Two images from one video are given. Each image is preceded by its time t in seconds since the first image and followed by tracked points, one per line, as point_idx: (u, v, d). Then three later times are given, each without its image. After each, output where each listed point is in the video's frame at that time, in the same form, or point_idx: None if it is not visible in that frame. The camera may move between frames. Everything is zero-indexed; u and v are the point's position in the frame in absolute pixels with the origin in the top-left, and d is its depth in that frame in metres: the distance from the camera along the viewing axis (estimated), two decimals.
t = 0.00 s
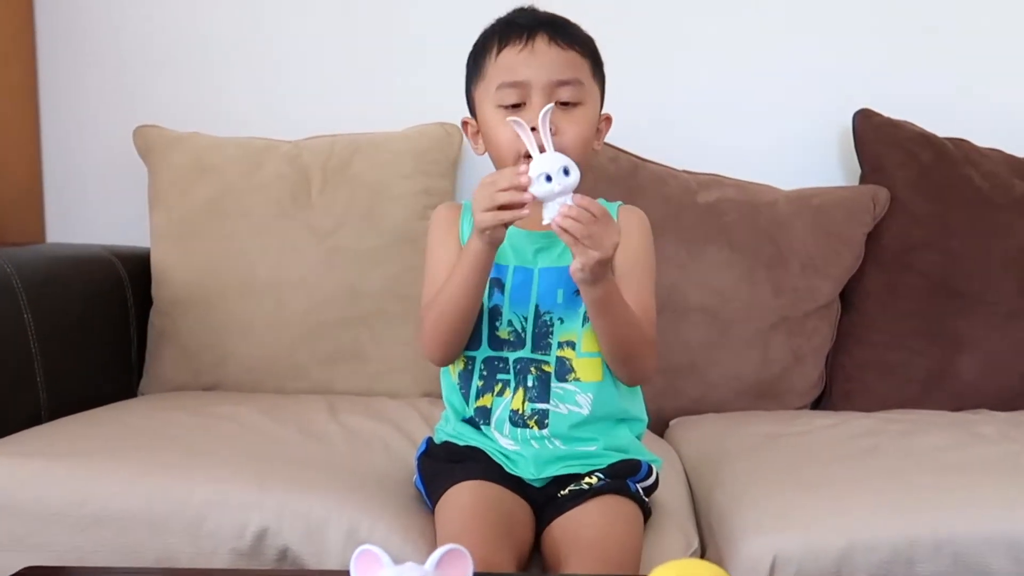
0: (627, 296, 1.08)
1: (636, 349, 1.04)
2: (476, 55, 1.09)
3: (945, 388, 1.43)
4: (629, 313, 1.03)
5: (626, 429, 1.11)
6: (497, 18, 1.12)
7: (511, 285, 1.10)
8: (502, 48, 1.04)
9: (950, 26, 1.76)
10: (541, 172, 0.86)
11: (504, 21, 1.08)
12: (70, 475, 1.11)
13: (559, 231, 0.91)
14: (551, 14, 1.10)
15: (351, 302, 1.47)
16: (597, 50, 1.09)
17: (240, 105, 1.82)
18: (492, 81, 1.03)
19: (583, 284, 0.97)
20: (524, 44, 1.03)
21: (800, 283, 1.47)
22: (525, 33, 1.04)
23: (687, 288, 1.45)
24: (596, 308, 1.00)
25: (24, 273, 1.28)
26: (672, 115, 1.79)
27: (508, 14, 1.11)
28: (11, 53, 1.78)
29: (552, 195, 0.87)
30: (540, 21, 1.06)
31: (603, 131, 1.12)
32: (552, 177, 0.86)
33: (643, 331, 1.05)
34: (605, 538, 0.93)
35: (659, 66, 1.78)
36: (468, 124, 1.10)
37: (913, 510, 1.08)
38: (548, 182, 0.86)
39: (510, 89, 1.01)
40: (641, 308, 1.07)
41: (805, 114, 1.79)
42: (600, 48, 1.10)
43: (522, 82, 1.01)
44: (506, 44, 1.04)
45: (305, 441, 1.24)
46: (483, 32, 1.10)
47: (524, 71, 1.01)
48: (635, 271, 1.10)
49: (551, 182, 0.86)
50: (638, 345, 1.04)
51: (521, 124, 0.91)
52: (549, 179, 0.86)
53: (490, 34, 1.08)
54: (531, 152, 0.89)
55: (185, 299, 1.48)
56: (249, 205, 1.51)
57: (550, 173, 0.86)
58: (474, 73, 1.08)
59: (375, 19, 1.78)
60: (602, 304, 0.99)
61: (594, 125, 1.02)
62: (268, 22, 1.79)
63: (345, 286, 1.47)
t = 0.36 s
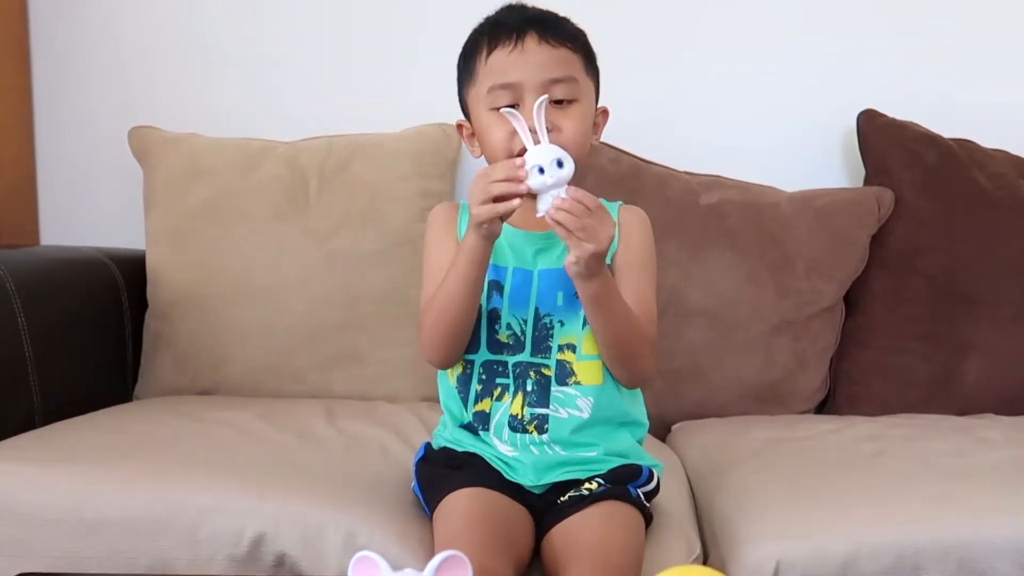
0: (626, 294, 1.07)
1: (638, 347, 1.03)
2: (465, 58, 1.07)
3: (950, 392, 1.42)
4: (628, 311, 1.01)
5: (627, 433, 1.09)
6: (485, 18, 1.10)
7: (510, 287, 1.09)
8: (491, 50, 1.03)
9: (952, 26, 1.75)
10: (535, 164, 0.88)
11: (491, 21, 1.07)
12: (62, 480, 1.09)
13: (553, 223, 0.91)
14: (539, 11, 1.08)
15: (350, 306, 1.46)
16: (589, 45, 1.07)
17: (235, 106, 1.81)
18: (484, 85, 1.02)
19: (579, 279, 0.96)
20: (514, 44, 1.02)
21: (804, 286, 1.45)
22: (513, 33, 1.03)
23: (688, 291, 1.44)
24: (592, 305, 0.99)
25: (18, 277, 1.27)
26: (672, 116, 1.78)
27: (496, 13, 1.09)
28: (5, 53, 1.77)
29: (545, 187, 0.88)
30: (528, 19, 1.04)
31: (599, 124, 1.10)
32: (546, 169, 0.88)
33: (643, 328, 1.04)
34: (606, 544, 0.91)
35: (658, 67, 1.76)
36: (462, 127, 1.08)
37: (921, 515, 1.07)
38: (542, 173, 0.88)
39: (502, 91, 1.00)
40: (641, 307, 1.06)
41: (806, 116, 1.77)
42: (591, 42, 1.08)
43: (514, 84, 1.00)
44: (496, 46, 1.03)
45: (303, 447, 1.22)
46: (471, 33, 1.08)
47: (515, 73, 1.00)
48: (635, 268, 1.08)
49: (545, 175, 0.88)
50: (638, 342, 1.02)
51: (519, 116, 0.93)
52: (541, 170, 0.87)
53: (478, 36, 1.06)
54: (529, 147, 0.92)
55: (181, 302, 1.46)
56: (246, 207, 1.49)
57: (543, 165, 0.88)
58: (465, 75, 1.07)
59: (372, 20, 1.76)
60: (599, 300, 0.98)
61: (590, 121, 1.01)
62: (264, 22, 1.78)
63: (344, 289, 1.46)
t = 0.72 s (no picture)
0: (624, 301, 1.05)
1: (636, 355, 1.01)
2: (463, 59, 1.05)
3: (956, 396, 1.40)
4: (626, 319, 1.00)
5: (627, 440, 1.07)
6: (483, 18, 1.08)
7: (508, 293, 1.07)
8: (489, 52, 1.01)
9: (954, 26, 1.73)
10: (535, 176, 0.87)
11: (490, 21, 1.05)
12: (55, 486, 1.07)
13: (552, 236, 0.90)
14: (539, 10, 1.06)
15: (348, 309, 1.44)
16: (590, 45, 1.05)
17: (231, 105, 1.79)
18: (482, 88, 1.00)
19: (576, 289, 0.95)
20: (512, 46, 1.00)
21: (808, 289, 1.44)
22: (512, 34, 1.01)
23: (690, 294, 1.42)
24: (589, 313, 0.97)
25: (10, 282, 1.25)
26: (673, 117, 1.76)
27: (495, 12, 1.07)
28: None
29: (545, 200, 0.87)
30: (527, 19, 1.02)
31: (600, 125, 1.09)
32: (546, 182, 0.87)
33: (641, 336, 1.02)
34: (608, 551, 0.89)
35: (659, 67, 1.75)
36: (460, 128, 1.07)
37: (928, 521, 1.05)
38: (542, 186, 0.87)
39: (500, 95, 0.99)
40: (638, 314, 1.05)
41: (809, 117, 1.76)
42: (592, 42, 1.07)
43: (512, 87, 0.98)
44: (494, 47, 1.01)
45: (300, 451, 1.21)
46: (470, 32, 1.06)
47: (514, 76, 0.98)
48: (636, 274, 1.07)
49: (545, 187, 0.87)
50: (636, 351, 1.01)
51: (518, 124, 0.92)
52: (542, 182, 0.87)
53: (476, 36, 1.04)
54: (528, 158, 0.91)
55: (177, 304, 1.45)
56: (243, 208, 1.48)
57: (543, 178, 0.87)
58: (463, 76, 1.05)
59: (370, 19, 1.75)
60: (596, 311, 0.97)
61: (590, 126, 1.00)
62: (261, 19, 1.77)
63: (342, 291, 1.44)
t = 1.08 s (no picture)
0: (622, 303, 1.04)
1: (634, 357, 1.00)
2: (467, 55, 1.04)
3: (960, 401, 1.39)
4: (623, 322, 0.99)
5: (628, 445, 1.05)
6: (488, 14, 1.07)
7: (506, 296, 1.06)
8: (494, 48, 1.00)
9: (961, 26, 1.72)
10: (531, 173, 0.86)
11: (495, 18, 1.03)
12: (48, 491, 1.06)
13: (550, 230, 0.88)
14: (545, 8, 1.05)
15: (347, 312, 1.43)
16: (595, 45, 1.04)
17: (228, 106, 1.78)
18: (485, 84, 0.99)
19: (570, 283, 0.93)
20: (517, 43, 0.99)
21: (811, 292, 1.42)
22: (518, 31, 1.00)
23: (693, 297, 1.41)
24: (587, 314, 0.95)
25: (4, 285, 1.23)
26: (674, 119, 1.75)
27: (500, 8, 1.06)
28: None
29: (540, 198, 0.86)
30: (533, 17, 1.01)
31: (604, 127, 1.07)
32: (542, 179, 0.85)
33: (638, 338, 1.01)
34: (609, 558, 0.88)
35: (660, 68, 1.74)
36: (462, 126, 1.05)
37: (936, 527, 1.03)
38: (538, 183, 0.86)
39: (503, 91, 0.97)
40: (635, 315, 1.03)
41: (811, 119, 1.74)
42: (597, 41, 1.05)
43: (515, 84, 0.97)
44: (498, 44, 0.99)
45: (297, 456, 1.19)
46: (474, 29, 1.05)
47: (517, 73, 0.97)
48: (635, 277, 1.05)
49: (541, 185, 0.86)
50: (633, 354, 1.00)
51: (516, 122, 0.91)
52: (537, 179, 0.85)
53: (480, 32, 1.03)
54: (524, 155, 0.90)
55: (174, 307, 1.43)
56: (240, 210, 1.46)
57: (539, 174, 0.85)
58: (466, 72, 1.03)
59: (368, 19, 1.74)
60: (593, 310, 0.95)
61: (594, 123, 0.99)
62: (260, 19, 1.75)
63: (341, 294, 1.43)
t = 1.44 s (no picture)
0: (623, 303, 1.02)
1: (636, 354, 0.98)
2: (469, 52, 1.03)
3: (967, 405, 1.37)
4: (629, 319, 0.97)
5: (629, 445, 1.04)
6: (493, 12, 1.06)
7: (508, 292, 1.04)
8: (497, 45, 0.98)
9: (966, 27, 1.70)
10: (532, 173, 0.84)
11: (499, 15, 1.02)
12: (40, 497, 1.04)
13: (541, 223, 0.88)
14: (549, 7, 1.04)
15: (345, 315, 1.41)
16: (599, 46, 1.03)
17: (225, 107, 1.77)
18: (487, 79, 0.97)
19: (574, 279, 0.92)
20: (520, 40, 0.97)
21: (815, 295, 1.41)
22: (521, 28, 0.98)
23: (695, 300, 1.39)
24: (592, 307, 0.94)
25: None
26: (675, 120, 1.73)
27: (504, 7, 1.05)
28: None
29: (537, 195, 0.85)
30: (537, 15, 1.00)
31: (606, 131, 1.06)
32: (541, 180, 0.84)
33: (641, 335, 0.99)
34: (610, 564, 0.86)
35: (661, 68, 1.72)
36: (462, 124, 1.04)
37: (946, 533, 1.01)
38: (537, 182, 0.84)
39: (505, 87, 0.96)
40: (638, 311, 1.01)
41: (815, 120, 1.73)
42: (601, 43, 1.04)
43: (517, 80, 0.95)
44: (501, 40, 0.98)
45: (295, 462, 1.18)
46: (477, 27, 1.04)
47: (520, 69, 0.95)
48: (640, 279, 1.04)
49: (540, 184, 0.84)
50: (638, 349, 0.98)
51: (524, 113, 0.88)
52: (538, 181, 0.84)
53: (484, 29, 1.02)
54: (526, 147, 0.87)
55: (169, 311, 1.42)
56: (237, 212, 1.45)
57: (539, 175, 0.84)
58: (467, 69, 1.02)
59: (367, 20, 1.72)
60: (598, 305, 0.94)
61: (596, 123, 0.97)
62: (259, 19, 1.74)
63: (340, 297, 1.41)
